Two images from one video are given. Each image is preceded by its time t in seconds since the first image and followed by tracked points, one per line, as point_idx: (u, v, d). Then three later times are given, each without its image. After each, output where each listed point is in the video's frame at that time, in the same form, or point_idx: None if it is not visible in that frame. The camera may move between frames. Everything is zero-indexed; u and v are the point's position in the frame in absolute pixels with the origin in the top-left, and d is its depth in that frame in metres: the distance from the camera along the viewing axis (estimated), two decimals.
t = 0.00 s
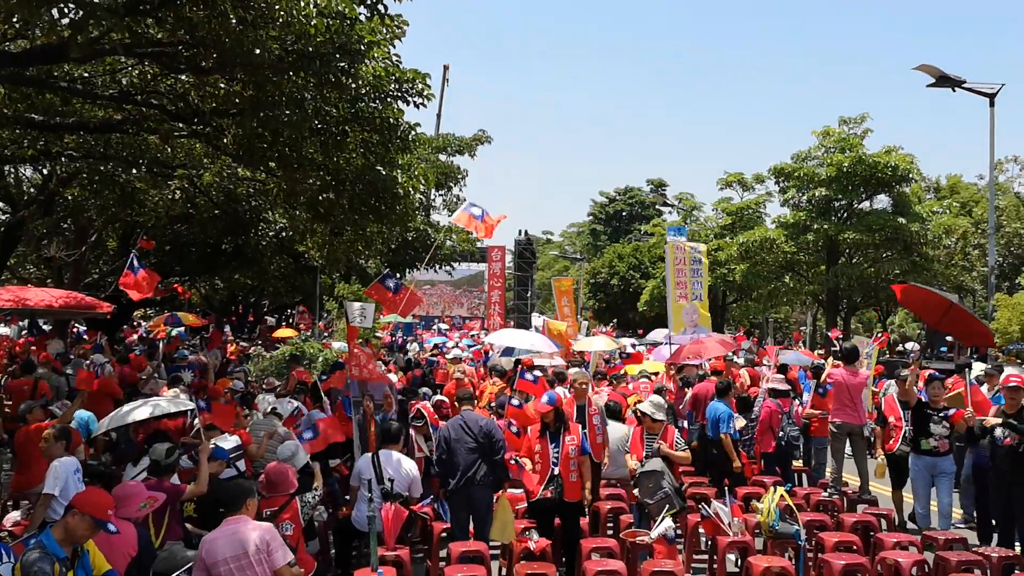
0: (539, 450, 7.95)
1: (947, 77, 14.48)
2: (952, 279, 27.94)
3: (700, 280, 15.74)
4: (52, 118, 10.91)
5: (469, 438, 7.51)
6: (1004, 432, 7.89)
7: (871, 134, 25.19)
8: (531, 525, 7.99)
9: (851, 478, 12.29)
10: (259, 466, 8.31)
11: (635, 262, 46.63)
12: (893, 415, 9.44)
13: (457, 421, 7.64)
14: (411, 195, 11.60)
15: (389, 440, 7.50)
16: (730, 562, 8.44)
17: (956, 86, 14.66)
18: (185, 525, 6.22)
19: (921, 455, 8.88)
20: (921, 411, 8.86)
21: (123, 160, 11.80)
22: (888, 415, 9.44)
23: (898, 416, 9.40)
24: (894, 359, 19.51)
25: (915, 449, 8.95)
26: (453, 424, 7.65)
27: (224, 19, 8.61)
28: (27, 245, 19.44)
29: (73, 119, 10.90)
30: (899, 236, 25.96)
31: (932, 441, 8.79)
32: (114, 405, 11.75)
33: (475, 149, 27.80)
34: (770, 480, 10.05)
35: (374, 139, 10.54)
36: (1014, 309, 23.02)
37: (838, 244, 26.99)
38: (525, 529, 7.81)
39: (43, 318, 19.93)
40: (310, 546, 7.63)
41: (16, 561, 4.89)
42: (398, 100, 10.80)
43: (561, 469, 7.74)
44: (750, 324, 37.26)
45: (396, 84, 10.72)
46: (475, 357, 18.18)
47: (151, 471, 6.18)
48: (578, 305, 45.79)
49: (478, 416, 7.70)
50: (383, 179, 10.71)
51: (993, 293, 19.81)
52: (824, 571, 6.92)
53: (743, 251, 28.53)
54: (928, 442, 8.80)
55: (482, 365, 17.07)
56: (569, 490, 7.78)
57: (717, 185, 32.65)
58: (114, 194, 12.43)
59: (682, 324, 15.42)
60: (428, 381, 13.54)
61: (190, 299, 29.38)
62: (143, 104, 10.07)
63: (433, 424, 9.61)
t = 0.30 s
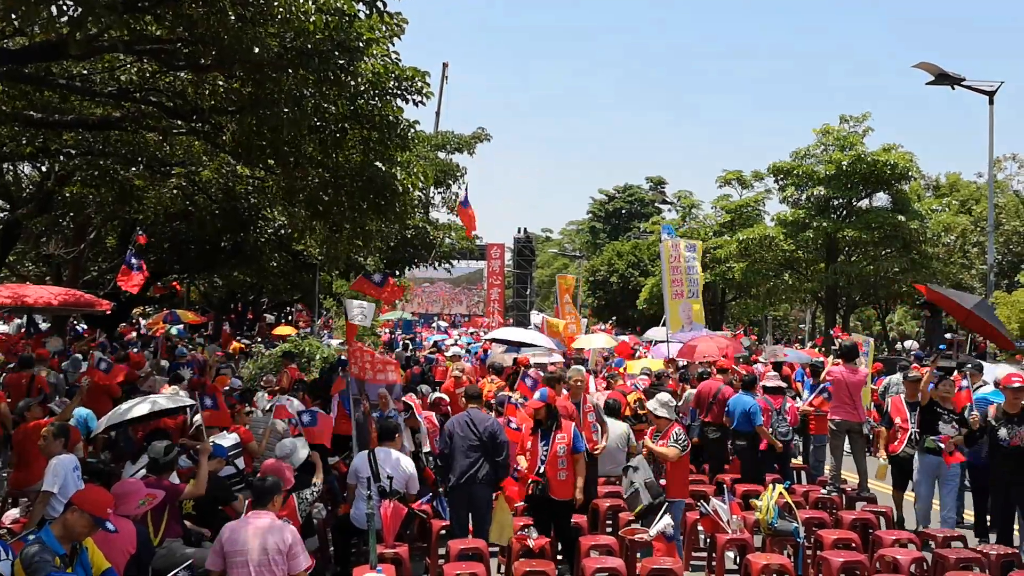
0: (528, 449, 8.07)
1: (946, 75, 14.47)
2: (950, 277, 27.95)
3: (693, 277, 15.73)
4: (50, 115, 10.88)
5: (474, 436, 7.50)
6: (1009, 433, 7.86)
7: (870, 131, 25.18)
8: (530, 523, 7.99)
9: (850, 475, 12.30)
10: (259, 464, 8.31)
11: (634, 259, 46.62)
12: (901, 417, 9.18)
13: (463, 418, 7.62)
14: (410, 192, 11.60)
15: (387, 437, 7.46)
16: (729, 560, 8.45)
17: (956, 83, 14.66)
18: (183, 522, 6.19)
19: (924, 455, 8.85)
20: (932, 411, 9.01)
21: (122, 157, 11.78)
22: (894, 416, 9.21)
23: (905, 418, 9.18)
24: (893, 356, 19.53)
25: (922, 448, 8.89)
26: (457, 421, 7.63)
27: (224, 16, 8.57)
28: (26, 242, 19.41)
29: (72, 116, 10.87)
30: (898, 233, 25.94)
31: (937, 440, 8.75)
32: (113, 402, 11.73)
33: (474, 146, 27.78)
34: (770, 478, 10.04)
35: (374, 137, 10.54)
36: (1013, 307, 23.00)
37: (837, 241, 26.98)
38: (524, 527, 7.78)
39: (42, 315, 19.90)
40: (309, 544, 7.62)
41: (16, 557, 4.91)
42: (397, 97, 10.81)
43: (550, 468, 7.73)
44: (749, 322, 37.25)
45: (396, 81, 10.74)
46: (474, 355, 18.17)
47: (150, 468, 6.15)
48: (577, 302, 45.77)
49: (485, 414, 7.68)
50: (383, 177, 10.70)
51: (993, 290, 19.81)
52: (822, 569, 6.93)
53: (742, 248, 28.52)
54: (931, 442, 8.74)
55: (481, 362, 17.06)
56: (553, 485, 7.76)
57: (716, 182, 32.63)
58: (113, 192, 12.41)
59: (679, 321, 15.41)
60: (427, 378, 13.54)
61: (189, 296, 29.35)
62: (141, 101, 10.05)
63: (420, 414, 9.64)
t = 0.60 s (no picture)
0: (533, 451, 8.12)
1: (945, 73, 14.47)
2: (949, 275, 27.95)
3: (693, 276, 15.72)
4: (49, 114, 10.86)
5: (475, 434, 7.49)
6: None
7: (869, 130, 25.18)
8: (530, 521, 8.00)
9: (848, 473, 12.30)
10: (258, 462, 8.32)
11: (633, 258, 46.65)
12: (910, 414, 9.20)
13: (465, 417, 7.63)
14: (409, 191, 11.60)
15: (387, 436, 7.46)
16: (728, 558, 8.45)
17: (956, 81, 14.65)
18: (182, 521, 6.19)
19: (939, 455, 8.80)
20: (945, 411, 8.82)
21: (121, 156, 11.76)
22: (903, 413, 9.24)
23: (915, 415, 9.18)
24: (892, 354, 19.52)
25: (935, 449, 8.82)
26: (459, 419, 7.63)
27: (223, 15, 8.53)
28: (25, 241, 19.41)
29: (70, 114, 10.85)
30: (897, 232, 25.93)
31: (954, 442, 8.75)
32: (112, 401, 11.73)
33: (473, 145, 27.76)
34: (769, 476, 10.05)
35: (372, 135, 10.54)
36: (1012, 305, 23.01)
37: (836, 240, 26.98)
38: (524, 526, 7.78)
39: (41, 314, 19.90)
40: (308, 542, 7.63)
41: (16, 555, 4.91)
42: (396, 96, 10.82)
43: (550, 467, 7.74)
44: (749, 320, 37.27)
45: (395, 80, 10.74)
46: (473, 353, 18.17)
47: (149, 467, 6.16)
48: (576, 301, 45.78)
49: (487, 413, 7.70)
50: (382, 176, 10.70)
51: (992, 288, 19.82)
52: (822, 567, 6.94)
53: (741, 247, 28.53)
54: (950, 443, 8.72)
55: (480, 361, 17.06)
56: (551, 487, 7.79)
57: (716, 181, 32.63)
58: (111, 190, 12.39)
59: (678, 320, 15.40)
60: (426, 377, 13.55)
61: (189, 295, 29.34)
62: (140, 100, 10.03)
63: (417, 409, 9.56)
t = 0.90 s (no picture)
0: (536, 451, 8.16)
1: (946, 72, 14.44)
2: (950, 274, 27.93)
3: (692, 275, 15.69)
4: (50, 114, 10.86)
5: (472, 433, 7.48)
6: None
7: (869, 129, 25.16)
8: (531, 521, 8.00)
9: (849, 472, 12.30)
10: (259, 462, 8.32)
11: (633, 257, 46.66)
12: (918, 417, 9.16)
13: (460, 417, 7.61)
14: (410, 191, 11.58)
15: (385, 435, 7.47)
16: (729, 557, 8.45)
17: (956, 80, 14.62)
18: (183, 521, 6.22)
19: (958, 461, 8.57)
20: (958, 416, 8.56)
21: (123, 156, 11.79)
22: (910, 417, 9.19)
23: (922, 419, 9.14)
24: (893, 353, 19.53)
25: (951, 456, 8.59)
26: (455, 419, 7.62)
27: (224, 14, 8.52)
28: (26, 241, 19.43)
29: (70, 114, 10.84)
30: (897, 231, 25.92)
31: (972, 445, 8.54)
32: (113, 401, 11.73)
33: (473, 144, 27.75)
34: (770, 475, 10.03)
35: (373, 135, 10.56)
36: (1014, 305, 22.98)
37: (837, 239, 26.97)
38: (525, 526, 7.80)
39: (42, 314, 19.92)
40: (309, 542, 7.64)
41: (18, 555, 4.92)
42: (396, 95, 10.83)
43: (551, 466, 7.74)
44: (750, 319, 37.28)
45: (394, 79, 10.74)
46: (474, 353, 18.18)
47: (150, 467, 6.18)
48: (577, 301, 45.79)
49: (483, 412, 7.68)
50: (382, 176, 10.68)
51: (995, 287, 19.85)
52: (823, 567, 6.93)
53: (742, 246, 28.52)
54: (969, 448, 8.51)
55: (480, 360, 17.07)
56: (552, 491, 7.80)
57: (716, 181, 32.64)
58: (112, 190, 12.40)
59: (677, 320, 15.39)
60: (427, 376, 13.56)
61: (190, 295, 29.35)
62: (141, 99, 10.03)
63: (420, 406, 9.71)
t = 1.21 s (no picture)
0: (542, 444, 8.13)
1: (947, 71, 14.42)
2: (951, 274, 27.91)
3: (691, 275, 15.66)
4: (52, 115, 10.88)
5: (464, 434, 7.49)
6: None
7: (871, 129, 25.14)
8: (533, 521, 8.01)
9: (851, 472, 12.31)
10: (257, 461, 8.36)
11: (635, 258, 46.65)
12: (925, 419, 8.95)
13: (452, 417, 7.62)
14: (410, 192, 11.58)
15: (386, 436, 7.49)
16: (731, 557, 8.45)
17: (957, 80, 14.60)
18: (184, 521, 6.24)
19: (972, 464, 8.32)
20: (973, 417, 8.33)
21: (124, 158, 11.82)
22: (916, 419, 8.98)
23: (928, 421, 8.92)
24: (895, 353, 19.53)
25: (966, 458, 8.33)
26: (448, 419, 7.63)
27: (224, 15, 8.50)
28: (28, 242, 19.46)
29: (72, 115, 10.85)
30: (898, 231, 25.92)
31: (988, 449, 8.29)
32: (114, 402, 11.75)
33: (475, 145, 27.77)
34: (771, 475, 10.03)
35: (374, 135, 10.58)
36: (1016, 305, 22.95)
37: (838, 239, 26.95)
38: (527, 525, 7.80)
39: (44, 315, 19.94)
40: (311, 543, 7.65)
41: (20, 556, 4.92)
42: (397, 96, 10.82)
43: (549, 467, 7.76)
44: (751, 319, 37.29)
45: (395, 80, 10.74)
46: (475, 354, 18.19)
47: (152, 468, 6.21)
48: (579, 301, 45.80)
49: (475, 411, 7.68)
50: (383, 176, 10.67)
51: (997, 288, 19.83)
52: (824, 567, 6.93)
53: (743, 246, 28.51)
54: (984, 451, 8.26)
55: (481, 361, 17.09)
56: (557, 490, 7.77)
57: (718, 181, 32.65)
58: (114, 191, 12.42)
59: (676, 320, 15.39)
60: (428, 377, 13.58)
61: (191, 296, 29.37)
62: (142, 100, 10.05)
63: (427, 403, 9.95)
